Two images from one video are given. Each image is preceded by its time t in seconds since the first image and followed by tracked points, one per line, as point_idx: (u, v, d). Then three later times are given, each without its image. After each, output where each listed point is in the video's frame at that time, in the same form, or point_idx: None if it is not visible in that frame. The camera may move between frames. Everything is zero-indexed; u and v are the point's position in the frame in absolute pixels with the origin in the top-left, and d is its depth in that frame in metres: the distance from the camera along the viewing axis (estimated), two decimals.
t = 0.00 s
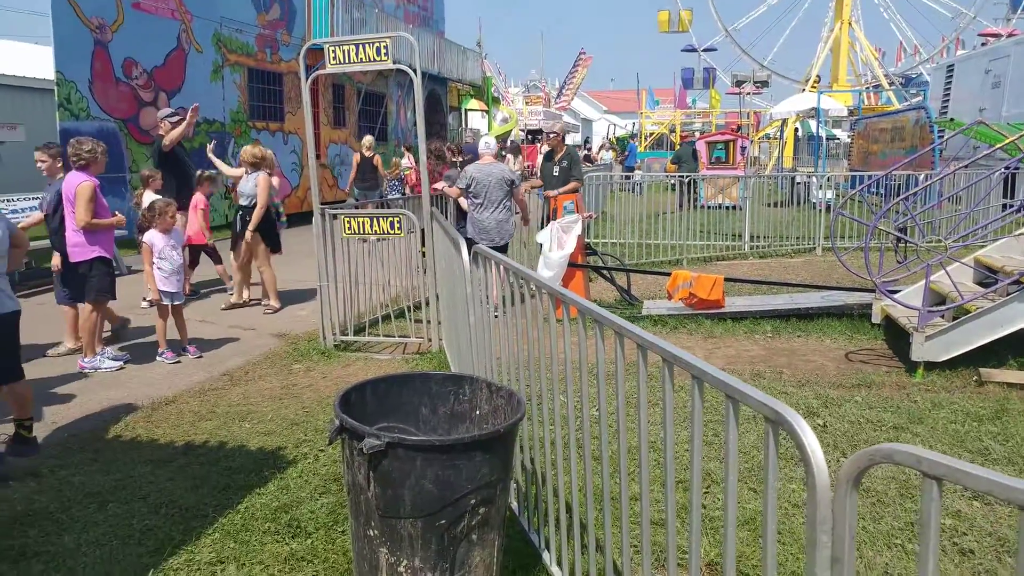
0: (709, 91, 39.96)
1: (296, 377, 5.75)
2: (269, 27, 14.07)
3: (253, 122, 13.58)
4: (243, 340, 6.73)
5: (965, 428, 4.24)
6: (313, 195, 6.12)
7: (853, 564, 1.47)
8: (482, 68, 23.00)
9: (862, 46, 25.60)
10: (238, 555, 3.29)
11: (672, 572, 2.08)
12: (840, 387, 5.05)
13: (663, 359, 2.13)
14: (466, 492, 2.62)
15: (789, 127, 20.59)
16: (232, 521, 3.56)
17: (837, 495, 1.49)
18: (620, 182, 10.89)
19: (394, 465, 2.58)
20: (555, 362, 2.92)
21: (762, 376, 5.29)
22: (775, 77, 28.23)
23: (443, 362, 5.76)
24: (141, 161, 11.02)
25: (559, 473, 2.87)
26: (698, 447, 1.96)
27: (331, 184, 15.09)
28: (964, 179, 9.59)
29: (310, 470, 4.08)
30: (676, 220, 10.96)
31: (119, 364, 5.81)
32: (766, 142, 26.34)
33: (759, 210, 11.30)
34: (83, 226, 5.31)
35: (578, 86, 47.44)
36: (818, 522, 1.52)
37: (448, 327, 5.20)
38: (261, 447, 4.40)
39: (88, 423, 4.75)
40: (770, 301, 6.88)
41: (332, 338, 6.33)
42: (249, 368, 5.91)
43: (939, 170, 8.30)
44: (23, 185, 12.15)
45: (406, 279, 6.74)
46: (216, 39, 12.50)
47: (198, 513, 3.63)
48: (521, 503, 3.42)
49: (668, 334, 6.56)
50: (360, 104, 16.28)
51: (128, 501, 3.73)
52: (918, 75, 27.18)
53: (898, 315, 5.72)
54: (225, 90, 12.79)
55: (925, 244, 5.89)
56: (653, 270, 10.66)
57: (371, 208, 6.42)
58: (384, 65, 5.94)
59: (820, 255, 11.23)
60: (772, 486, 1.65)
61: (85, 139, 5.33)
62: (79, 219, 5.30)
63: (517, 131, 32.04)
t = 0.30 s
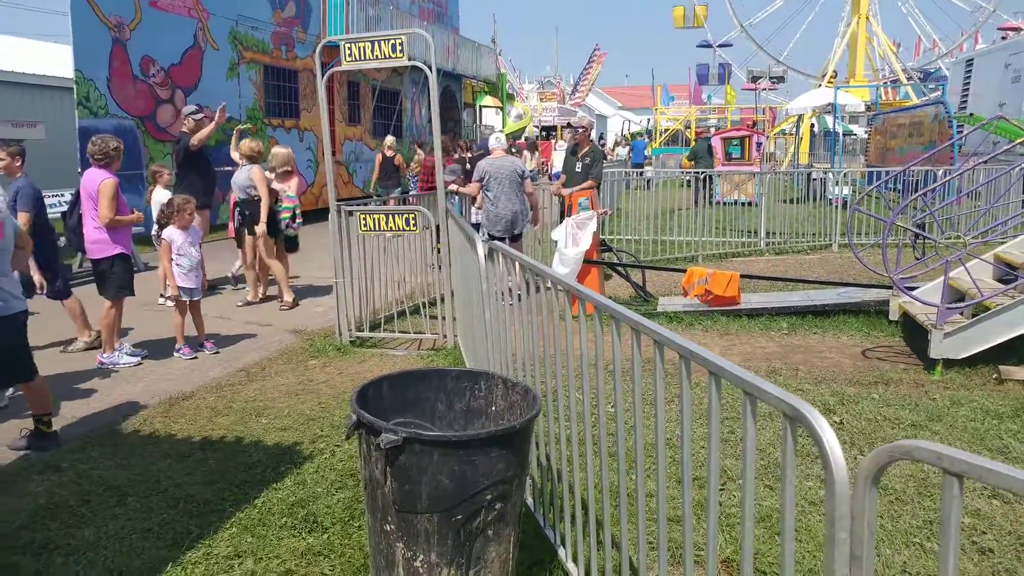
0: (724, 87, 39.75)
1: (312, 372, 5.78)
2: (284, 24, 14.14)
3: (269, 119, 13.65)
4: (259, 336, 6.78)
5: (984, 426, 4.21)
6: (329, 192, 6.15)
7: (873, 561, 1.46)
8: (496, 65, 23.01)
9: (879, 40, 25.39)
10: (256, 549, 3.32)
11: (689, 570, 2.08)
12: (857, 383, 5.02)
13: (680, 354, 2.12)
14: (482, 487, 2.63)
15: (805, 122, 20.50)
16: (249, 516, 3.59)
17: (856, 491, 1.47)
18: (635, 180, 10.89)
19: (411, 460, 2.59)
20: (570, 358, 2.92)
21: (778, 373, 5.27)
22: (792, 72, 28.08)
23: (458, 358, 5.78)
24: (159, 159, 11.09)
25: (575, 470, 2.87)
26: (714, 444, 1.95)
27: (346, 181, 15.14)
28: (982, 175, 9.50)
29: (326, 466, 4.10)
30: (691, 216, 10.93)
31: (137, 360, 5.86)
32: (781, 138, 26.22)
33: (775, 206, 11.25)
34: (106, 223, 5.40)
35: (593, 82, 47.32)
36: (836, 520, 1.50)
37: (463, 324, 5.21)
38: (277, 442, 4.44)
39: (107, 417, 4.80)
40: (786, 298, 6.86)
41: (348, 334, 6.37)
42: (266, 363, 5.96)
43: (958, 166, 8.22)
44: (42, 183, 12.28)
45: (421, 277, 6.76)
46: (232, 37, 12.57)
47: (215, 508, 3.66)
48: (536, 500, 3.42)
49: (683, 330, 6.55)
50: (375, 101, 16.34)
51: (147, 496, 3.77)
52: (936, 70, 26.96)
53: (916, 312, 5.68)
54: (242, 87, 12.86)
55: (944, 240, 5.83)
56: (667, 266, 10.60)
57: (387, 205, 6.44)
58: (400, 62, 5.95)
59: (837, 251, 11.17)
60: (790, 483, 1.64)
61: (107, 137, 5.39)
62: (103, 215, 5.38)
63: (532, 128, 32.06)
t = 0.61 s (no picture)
0: (736, 84, 39.55)
1: (323, 371, 5.80)
2: (295, 24, 14.18)
3: (280, 119, 13.70)
4: (271, 336, 6.81)
5: (1000, 425, 4.17)
6: (340, 191, 6.16)
7: (889, 561, 1.44)
8: (506, 63, 22.98)
9: (892, 36, 25.22)
10: (268, 549, 3.33)
11: (703, 570, 2.06)
12: (871, 381, 4.99)
13: (694, 353, 2.10)
14: (495, 486, 2.62)
15: (817, 119, 20.39)
16: (262, 515, 3.60)
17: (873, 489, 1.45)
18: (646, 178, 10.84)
19: (423, 459, 2.59)
20: (583, 357, 2.90)
21: (791, 371, 5.25)
22: (803, 69, 27.90)
23: (470, 357, 5.78)
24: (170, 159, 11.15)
25: (588, 469, 2.86)
26: (728, 443, 1.93)
27: (357, 181, 15.18)
28: (997, 171, 9.42)
29: (338, 465, 4.11)
30: (703, 214, 10.89)
31: (149, 359, 5.91)
32: (793, 135, 26.06)
33: (787, 203, 11.20)
34: (121, 220, 5.42)
35: (604, 80, 47.22)
36: (851, 519, 1.48)
37: (474, 323, 5.21)
38: (290, 441, 4.45)
39: (119, 417, 4.83)
40: (799, 296, 6.82)
41: (360, 333, 6.39)
42: (278, 362, 5.98)
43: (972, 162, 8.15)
44: (56, 183, 12.36)
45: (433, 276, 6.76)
46: (243, 37, 12.62)
47: (228, 507, 3.68)
48: (549, 499, 3.42)
49: (695, 328, 6.53)
50: (385, 101, 16.37)
51: (161, 494, 3.79)
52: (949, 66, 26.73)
53: (931, 309, 5.64)
54: (253, 87, 12.91)
55: (958, 237, 5.78)
56: (681, 265, 10.67)
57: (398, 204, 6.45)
58: (411, 62, 5.96)
59: (849, 249, 11.10)
60: (804, 481, 1.62)
61: (123, 137, 5.43)
62: (120, 215, 5.42)
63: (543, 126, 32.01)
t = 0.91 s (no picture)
0: (744, 81, 39.42)
1: (334, 370, 5.82)
2: (304, 24, 14.22)
3: (289, 119, 13.74)
4: (281, 335, 6.83)
5: (1014, 422, 4.14)
6: (349, 190, 6.17)
7: (904, 560, 1.42)
8: (515, 62, 22.97)
9: (902, 31, 25.09)
10: (280, 547, 3.34)
11: (715, 568, 2.05)
12: (883, 379, 4.96)
13: (705, 351, 2.09)
14: (506, 485, 2.62)
15: (827, 116, 20.29)
16: (273, 514, 3.61)
17: (886, 486, 1.44)
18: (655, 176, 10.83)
19: (434, 457, 2.59)
20: (593, 356, 2.90)
21: (802, 368, 5.23)
22: (813, 66, 27.77)
23: (480, 356, 5.79)
24: (180, 159, 11.19)
25: (598, 468, 2.85)
26: (740, 441, 1.92)
27: (367, 180, 15.20)
28: (1008, 167, 9.36)
29: (349, 463, 4.12)
30: (712, 211, 10.86)
31: (160, 359, 5.94)
32: (803, 131, 25.95)
33: (797, 201, 11.15)
34: (132, 220, 5.47)
35: (612, 78, 47.12)
36: (865, 516, 1.47)
37: (484, 321, 5.21)
38: (301, 440, 4.46)
39: (131, 416, 4.85)
40: (809, 293, 6.80)
41: (370, 332, 6.40)
42: (289, 362, 6.00)
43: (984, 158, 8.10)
44: (67, 184, 12.43)
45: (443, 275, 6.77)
46: (252, 37, 12.68)
47: (239, 505, 3.69)
48: (560, 497, 3.41)
49: (706, 325, 6.51)
50: (394, 100, 16.40)
51: (173, 493, 3.81)
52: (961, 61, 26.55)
53: (943, 306, 5.60)
54: (262, 87, 12.95)
55: (972, 233, 5.70)
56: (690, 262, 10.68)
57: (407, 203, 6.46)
58: (419, 61, 5.97)
59: (860, 246, 11.05)
60: (817, 479, 1.61)
61: (133, 138, 5.48)
62: (131, 215, 5.47)
63: (551, 124, 31.97)
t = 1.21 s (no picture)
0: (754, 82, 39.29)
1: (342, 370, 5.84)
2: (313, 24, 14.25)
3: (298, 119, 13.78)
4: (290, 334, 6.86)
5: None
6: (358, 190, 6.19)
7: (912, 561, 1.42)
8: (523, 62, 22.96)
9: (913, 31, 24.96)
10: (289, 547, 3.35)
11: (723, 570, 2.06)
12: (892, 380, 4.95)
13: (714, 351, 2.09)
14: (514, 485, 2.63)
15: (836, 116, 20.22)
16: (282, 513, 3.63)
17: (895, 487, 1.43)
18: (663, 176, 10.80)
19: (443, 456, 2.60)
20: (602, 356, 2.90)
21: (811, 369, 5.22)
22: (822, 66, 27.65)
23: (488, 356, 5.80)
24: (190, 159, 11.25)
25: (606, 469, 2.86)
26: (747, 442, 1.92)
27: (375, 180, 15.24)
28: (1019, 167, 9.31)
29: (358, 463, 4.14)
30: (721, 212, 10.84)
31: (169, 358, 5.97)
32: (812, 131, 25.86)
33: (806, 201, 11.12)
34: (140, 219, 5.49)
35: (621, 78, 47.08)
36: (873, 517, 1.47)
37: (492, 321, 5.22)
38: (309, 440, 4.48)
39: (140, 416, 4.88)
40: (818, 294, 6.79)
41: (378, 332, 6.42)
42: (297, 361, 6.02)
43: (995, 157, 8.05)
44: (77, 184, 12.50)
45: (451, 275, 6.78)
46: (262, 37, 12.74)
47: (248, 505, 3.71)
48: (567, 498, 3.42)
49: (714, 325, 6.50)
50: (402, 100, 16.43)
51: (183, 492, 3.84)
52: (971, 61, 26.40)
53: (953, 307, 5.57)
54: (272, 87, 13.01)
55: (983, 234, 5.64)
56: (699, 262, 10.68)
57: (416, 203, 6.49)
58: (428, 61, 5.98)
59: (870, 246, 11.02)
60: (825, 479, 1.61)
61: (141, 137, 5.51)
62: (138, 214, 5.49)
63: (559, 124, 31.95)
